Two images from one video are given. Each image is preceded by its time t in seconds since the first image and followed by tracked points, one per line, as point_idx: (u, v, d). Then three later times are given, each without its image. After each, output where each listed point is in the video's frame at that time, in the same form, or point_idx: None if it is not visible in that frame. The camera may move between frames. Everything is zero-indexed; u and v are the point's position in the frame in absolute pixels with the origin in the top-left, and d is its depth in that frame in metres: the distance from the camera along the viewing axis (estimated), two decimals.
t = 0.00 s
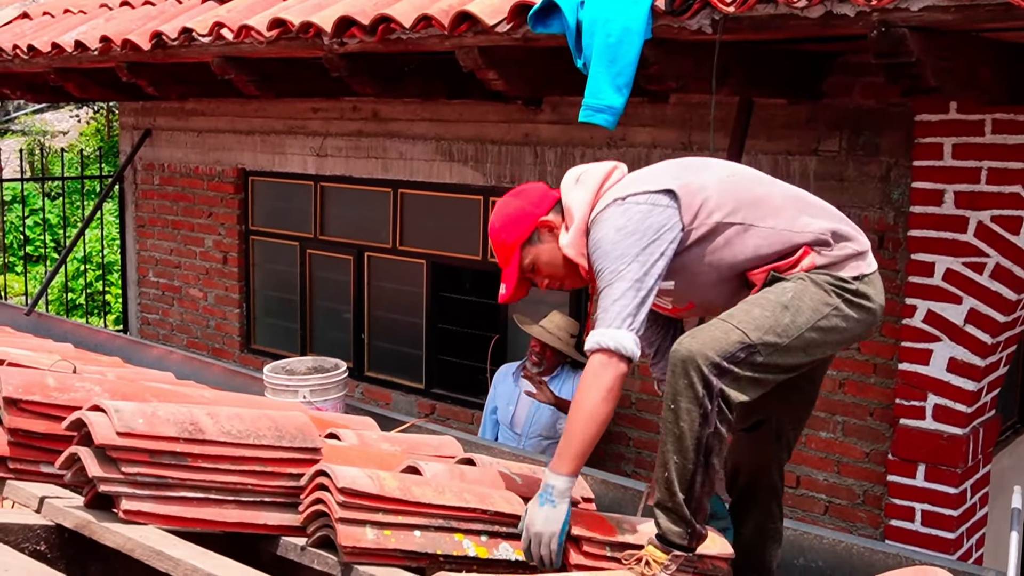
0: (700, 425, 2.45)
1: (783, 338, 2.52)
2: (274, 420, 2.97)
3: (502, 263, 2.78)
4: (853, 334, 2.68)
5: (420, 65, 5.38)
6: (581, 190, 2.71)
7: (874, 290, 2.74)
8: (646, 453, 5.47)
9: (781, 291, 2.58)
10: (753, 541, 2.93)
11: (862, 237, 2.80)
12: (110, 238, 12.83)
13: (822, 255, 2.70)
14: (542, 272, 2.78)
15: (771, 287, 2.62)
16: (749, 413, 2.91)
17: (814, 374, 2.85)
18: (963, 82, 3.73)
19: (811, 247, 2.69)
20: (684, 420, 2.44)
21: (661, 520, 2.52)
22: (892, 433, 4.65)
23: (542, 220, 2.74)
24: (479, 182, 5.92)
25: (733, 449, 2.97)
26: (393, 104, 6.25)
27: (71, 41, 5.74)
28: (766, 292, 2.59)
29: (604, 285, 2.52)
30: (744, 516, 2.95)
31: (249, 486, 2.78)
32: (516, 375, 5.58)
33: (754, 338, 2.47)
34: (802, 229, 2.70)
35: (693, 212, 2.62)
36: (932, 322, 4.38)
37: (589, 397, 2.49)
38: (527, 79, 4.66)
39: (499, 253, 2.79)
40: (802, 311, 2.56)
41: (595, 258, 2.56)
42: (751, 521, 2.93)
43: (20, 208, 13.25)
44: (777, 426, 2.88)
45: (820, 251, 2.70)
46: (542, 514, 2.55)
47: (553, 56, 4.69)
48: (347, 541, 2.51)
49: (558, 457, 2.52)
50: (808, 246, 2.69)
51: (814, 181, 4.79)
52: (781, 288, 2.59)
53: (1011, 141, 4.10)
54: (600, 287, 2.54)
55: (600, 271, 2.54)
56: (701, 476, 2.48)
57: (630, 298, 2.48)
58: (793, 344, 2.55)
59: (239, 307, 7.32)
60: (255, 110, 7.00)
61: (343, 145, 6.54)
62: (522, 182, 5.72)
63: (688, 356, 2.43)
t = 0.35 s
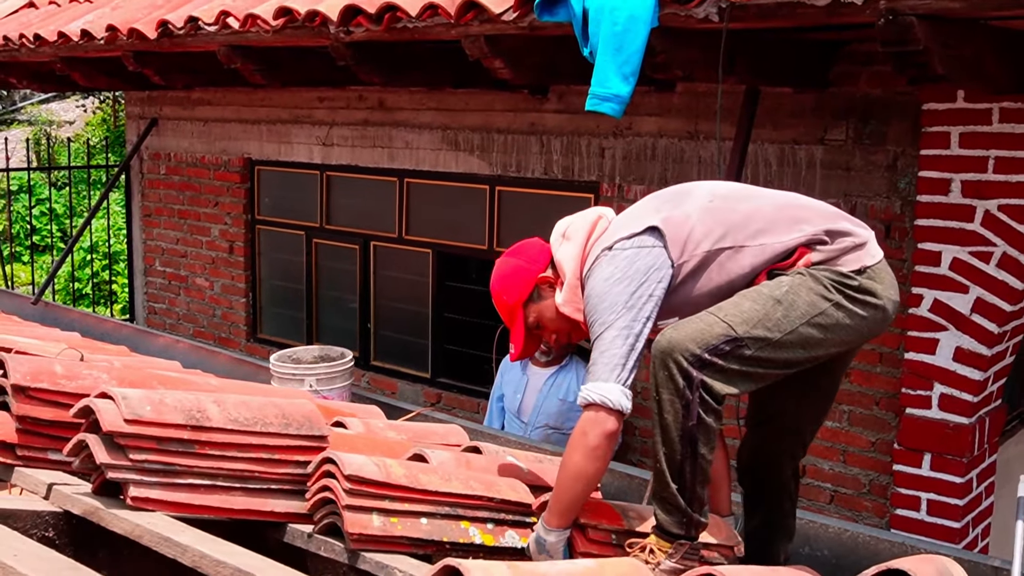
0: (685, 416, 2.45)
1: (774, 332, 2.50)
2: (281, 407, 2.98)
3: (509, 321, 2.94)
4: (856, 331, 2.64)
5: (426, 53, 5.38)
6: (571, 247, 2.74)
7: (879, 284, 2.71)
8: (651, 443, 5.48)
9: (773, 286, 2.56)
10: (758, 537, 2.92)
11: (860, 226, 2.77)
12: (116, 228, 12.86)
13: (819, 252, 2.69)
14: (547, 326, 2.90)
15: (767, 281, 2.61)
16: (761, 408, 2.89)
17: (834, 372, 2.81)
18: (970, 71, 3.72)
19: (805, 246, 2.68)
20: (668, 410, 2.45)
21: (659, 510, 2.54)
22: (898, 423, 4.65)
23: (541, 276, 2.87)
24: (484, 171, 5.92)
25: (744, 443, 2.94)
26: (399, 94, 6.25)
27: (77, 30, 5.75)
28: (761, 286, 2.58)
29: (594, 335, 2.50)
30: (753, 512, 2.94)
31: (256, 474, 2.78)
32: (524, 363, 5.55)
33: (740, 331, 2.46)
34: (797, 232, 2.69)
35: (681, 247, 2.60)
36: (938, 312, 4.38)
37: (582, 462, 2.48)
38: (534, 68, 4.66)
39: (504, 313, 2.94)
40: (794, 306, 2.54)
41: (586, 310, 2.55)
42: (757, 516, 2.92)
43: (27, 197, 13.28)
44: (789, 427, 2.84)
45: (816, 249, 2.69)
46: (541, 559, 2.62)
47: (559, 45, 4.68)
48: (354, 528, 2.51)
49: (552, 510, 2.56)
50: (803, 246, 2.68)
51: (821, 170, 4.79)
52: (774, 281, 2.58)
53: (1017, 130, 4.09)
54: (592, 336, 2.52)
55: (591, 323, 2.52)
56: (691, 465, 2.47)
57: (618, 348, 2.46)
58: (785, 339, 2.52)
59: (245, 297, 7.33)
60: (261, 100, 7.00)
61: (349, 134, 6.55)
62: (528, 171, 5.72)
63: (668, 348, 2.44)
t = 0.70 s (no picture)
0: (696, 414, 2.46)
1: (786, 330, 2.51)
2: (290, 400, 2.99)
3: (518, 317, 2.90)
4: (869, 331, 2.64)
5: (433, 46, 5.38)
6: (581, 243, 2.74)
7: (893, 284, 2.70)
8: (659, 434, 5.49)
9: (786, 283, 2.56)
10: (769, 534, 2.91)
11: (874, 222, 2.77)
12: (123, 222, 12.88)
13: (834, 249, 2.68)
14: (557, 323, 2.88)
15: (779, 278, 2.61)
16: (773, 406, 2.87)
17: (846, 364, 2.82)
18: (978, 60, 3.71)
19: (820, 242, 2.68)
20: (678, 407, 2.46)
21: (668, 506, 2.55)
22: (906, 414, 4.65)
23: (552, 272, 2.84)
24: (491, 164, 5.92)
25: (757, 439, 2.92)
26: (406, 87, 6.25)
27: (84, 24, 5.76)
28: (774, 284, 2.58)
29: (606, 337, 2.51)
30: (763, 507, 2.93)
31: (266, 466, 2.79)
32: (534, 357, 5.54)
33: (752, 329, 2.47)
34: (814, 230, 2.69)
35: (693, 247, 2.59)
36: (947, 303, 4.37)
37: (599, 457, 2.49)
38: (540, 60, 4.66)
39: (513, 308, 2.91)
40: (807, 304, 2.54)
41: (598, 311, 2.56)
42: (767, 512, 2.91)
43: (34, 191, 13.30)
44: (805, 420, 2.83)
45: (830, 246, 2.69)
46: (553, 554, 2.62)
47: (566, 36, 4.68)
48: (363, 520, 2.51)
49: (563, 505, 2.56)
50: (818, 243, 2.68)
51: (828, 162, 4.79)
52: (786, 278, 2.58)
53: None
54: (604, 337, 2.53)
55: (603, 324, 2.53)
56: (700, 463, 2.47)
57: (631, 351, 2.47)
58: (797, 338, 2.53)
59: (253, 290, 7.34)
60: (268, 93, 7.00)
61: (355, 127, 6.55)
62: (535, 164, 5.72)
63: (678, 345, 2.45)
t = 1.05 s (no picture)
0: (746, 414, 2.45)
1: (829, 325, 2.49)
2: (298, 394, 2.99)
3: (529, 199, 2.66)
4: (893, 318, 2.65)
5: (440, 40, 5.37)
6: (623, 145, 2.57)
7: (910, 271, 2.67)
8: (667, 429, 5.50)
9: (825, 275, 2.52)
10: (772, 528, 2.84)
11: (901, 216, 2.69)
12: (131, 217, 12.90)
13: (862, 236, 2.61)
14: (566, 219, 2.68)
15: (814, 266, 2.56)
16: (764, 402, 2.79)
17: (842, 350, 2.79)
18: (987, 54, 3.69)
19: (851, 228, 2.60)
20: (726, 407, 2.44)
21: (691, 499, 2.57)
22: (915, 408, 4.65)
23: (585, 165, 2.64)
24: (498, 158, 5.92)
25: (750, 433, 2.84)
26: (413, 81, 6.25)
27: (91, 19, 5.77)
28: (812, 273, 2.54)
29: (650, 244, 2.42)
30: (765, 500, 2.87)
31: (274, 460, 2.79)
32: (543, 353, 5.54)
33: (800, 327, 2.44)
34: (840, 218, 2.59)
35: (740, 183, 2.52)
36: (955, 297, 4.36)
37: (659, 353, 2.40)
38: (547, 55, 4.65)
39: (526, 191, 2.67)
40: (848, 298, 2.52)
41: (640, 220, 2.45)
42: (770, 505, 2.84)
43: (42, 186, 13.33)
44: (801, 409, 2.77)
45: (858, 233, 2.61)
46: (600, 450, 2.62)
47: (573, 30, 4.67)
48: (371, 513, 2.51)
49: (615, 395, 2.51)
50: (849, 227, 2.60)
51: (836, 155, 4.78)
52: (826, 269, 2.54)
53: None
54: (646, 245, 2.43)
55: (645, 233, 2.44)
56: (736, 461, 2.51)
57: (680, 257, 2.38)
58: (837, 331, 2.52)
59: (260, 285, 7.36)
60: (275, 88, 7.01)
61: (362, 122, 6.55)
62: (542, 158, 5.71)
63: (736, 346, 2.41)
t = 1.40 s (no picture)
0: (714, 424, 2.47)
1: (792, 335, 2.49)
2: (304, 391, 2.99)
3: (567, 36, 2.48)
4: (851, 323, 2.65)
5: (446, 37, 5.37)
6: (694, 44, 2.44)
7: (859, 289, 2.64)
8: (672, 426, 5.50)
9: (784, 287, 2.52)
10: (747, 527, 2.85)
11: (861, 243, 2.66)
12: (138, 213, 12.92)
13: (828, 256, 2.58)
14: (589, 78, 2.52)
15: (774, 278, 2.56)
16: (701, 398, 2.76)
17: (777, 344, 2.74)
18: (995, 52, 3.69)
19: (821, 250, 2.57)
20: (699, 416, 2.46)
21: (681, 503, 2.61)
22: (921, 406, 4.64)
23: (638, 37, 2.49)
24: (505, 155, 5.92)
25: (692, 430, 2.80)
26: (419, 78, 6.25)
27: (98, 16, 5.77)
28: (773, 286, 2.53)
29: (717, 155, 2.31)
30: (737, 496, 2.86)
31: (280, 457, 2.80)
32: (550, 350, 5.51)
33: (764, 337, 2.45)
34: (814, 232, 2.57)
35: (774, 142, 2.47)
36: (962, 295, 4.34)
37: (725, 261, 2.27)
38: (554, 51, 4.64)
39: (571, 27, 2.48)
40: (807, 308, 2.51)
41: (706, 128, 2.34)
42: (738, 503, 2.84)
43: (49, 182, 13.35)
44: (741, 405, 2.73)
45: (826, 251, 2.58)
46: (615, 328, 2.47)
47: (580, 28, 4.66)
48: (377, 510, 2.51)
49: (650, 282, 2.37)
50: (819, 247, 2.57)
51: (843, 153, 4.78)
52: (784, 281, 2.53)
53: None
54: (709, 155, 2.32)
55: (711, 144, 2.33)
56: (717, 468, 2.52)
57: (758, 176, 2.29)
58: (800, 341, 2.52)
59: (267, 281, 7.37)
60: (281, 85, 7.01)
61: (368, 119, 6.56)
62: (549, 155, 5.70)
63: (699, 360, 2.43)
